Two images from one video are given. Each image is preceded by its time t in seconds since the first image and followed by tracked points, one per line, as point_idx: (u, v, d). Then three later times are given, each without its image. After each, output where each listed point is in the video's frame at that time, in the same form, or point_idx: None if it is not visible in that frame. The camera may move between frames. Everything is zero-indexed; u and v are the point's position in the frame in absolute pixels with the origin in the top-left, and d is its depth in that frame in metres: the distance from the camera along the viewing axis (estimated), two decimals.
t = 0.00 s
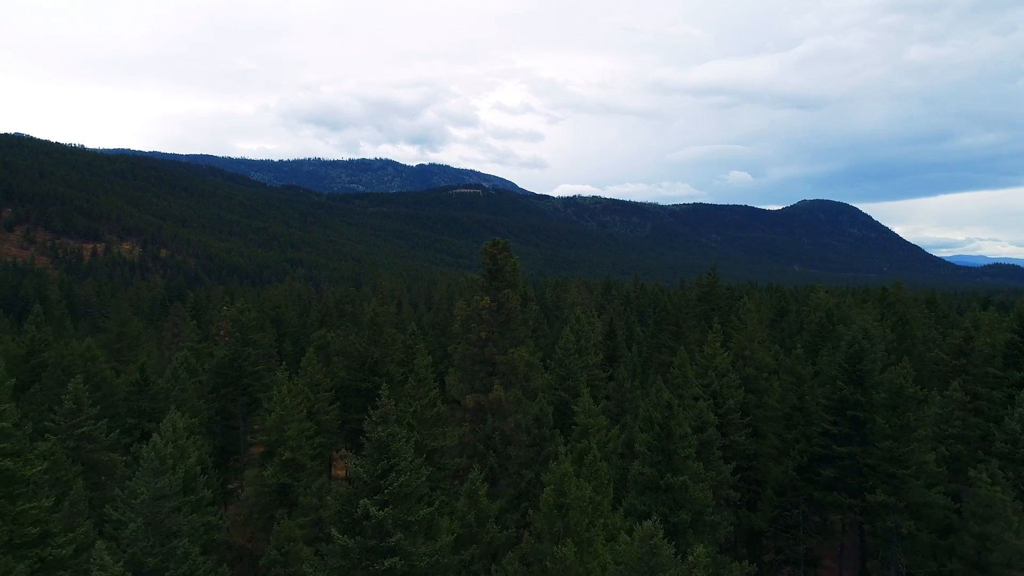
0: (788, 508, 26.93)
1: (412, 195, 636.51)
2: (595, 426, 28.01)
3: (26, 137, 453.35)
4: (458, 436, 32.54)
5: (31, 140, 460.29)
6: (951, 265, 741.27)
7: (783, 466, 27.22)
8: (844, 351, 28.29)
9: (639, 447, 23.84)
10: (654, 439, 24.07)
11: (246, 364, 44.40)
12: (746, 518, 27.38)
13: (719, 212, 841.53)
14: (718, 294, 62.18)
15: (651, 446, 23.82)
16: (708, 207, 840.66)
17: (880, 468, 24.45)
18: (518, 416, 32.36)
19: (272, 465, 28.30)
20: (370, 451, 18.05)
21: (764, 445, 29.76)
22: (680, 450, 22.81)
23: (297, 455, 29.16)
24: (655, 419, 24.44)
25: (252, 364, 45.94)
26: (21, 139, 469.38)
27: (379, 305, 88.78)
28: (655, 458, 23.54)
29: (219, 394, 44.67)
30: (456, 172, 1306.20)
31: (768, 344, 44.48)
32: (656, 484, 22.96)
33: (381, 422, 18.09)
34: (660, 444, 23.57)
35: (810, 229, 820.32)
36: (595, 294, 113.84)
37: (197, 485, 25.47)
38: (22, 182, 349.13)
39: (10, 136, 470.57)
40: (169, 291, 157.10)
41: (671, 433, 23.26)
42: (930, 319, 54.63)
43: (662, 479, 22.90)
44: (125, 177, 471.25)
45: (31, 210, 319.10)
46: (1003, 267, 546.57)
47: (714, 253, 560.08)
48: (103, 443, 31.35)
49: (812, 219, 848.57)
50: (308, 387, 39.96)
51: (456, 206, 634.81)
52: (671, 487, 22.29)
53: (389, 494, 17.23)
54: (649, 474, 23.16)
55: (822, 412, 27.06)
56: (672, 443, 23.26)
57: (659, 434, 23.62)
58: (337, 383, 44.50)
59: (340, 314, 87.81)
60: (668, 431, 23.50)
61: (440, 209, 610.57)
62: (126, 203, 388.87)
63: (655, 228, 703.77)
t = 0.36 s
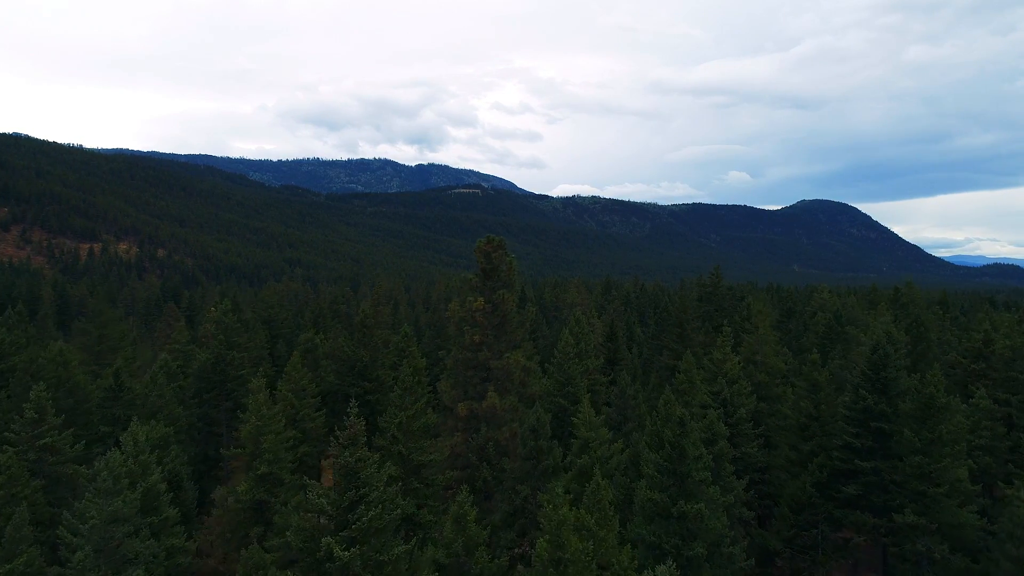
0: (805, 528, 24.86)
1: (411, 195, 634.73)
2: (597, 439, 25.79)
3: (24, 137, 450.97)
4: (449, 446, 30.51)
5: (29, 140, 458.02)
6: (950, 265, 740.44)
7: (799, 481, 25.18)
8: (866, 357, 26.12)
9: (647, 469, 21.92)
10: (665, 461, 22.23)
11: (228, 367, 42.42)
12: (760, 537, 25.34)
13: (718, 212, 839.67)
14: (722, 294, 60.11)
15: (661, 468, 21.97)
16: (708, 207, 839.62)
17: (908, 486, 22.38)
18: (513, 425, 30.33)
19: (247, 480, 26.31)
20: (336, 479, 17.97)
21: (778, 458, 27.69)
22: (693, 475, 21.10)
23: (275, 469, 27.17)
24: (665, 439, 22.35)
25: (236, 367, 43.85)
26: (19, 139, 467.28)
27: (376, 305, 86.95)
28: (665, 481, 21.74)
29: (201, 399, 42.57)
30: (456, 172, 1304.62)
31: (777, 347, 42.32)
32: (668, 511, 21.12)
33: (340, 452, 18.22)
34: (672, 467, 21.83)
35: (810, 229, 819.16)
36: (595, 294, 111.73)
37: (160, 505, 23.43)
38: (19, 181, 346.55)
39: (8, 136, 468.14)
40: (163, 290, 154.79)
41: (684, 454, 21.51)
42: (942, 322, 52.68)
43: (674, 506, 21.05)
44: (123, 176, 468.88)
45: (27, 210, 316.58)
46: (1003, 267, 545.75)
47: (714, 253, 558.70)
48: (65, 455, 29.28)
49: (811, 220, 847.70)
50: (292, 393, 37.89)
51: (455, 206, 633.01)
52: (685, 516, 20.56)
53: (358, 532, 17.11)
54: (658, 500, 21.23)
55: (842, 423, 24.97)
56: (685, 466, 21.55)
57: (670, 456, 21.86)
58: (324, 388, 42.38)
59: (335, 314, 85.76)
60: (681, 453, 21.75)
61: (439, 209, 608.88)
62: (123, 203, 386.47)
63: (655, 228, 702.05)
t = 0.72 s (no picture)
0: (829, 555, 22.58)
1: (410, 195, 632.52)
2: (599, 457, 23.30)
3: (20, 137, 448.07)
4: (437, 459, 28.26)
5: (25, 139, 455.10)
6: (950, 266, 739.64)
7: (821, 502, 22.92)
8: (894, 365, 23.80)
9: (660, 500, 19.52)
10: (679, 490, 19.92)
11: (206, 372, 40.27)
12: (778, 562, 23.03)
13: (717, 212, 837.68)
14: (726, 296, 57.70)
15: (676, 499, 19.64)
16: (707, 207, 838.36)
17: (948, 511, 20.09)
18: (508, 438, 28.17)
19: (215, 500, 24.12)
20: (287, 522, 18.35)
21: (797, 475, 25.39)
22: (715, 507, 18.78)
23: (244, 487, 24.93)
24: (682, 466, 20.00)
25: (218, 371, 41.70)
26: (15, 139, 464.50)
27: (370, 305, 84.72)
28: (680, 515, 19.44)
29: (178, 406, 40.22)
30: (455, 173, 1302.81)
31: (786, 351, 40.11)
32: (684, 552, 18.77)
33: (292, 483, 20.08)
34: (689, 498, 19.53)
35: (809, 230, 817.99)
36: (594, 295, 109.29)
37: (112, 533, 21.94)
38: (15, 181, 343.73)
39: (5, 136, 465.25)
40: (155, 290, 151.93)
41: (703, 484, 19.28)
42: (956, 324, 50.63)
43: (692, 544, 18.74)
44: (120, 176, 466.01)
45: (22, 210, 313.26)
46: (1002, 267, 545.11)
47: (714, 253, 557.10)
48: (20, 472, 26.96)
49: (810, 220, 846.65)
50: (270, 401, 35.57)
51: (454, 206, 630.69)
52: (706, 558, 18.19)
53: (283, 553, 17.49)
54: (674, 538, 18.88)
55: (869, 438, 22.68)
56: (703, 498, 19.30)
57: (687, 485, 19.61)
58: (309, 395, 40.02)
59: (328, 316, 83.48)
60: (698, 482, 19.48)
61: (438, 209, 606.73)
62: (120, 203, 383.70)
63: (654, 228, 700.17)
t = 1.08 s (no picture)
0: None
1: (408, 195, 630.17)
2: (602, 480, 20.97)
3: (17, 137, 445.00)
4: (424, 475, 26.10)
5: (22, 139, 451.79)
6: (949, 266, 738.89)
7: (847, 527, 20.81)
8: (928, 374, 21.51)
9: (679, 543, 17.22)
10: (703, 535, 18.24)
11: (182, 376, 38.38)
12: None
13: (717, 212, 835.65)
14: (732, 297, 55.45)
15: (698, 546, 17.48)
16: (706, 207, 836.92)
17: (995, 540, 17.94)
18: (502, 451, 26.14)
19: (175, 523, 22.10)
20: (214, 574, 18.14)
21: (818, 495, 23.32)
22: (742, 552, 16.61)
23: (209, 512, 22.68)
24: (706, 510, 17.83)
25: (196, 376, 39.68)
26: (12, 139, 461.58)
27: (364, 306, 82.67)
28: (705, 564, 17.25)
29: (153, 414, 38.14)
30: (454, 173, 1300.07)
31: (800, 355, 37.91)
32: None
33: (208, 553, 18.49)
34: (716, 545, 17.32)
35: (808, 230, 816.85)
36: (594, 296, 107.05)
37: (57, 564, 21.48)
38: (11, 181, 340.90)
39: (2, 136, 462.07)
40: (148, 291, 149.60)
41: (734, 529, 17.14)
42: (971, 326, 48.56)
43: None
44: (118, 176, 462.92)
45: (18, 210, 310.27)
46: (1002, 267, 544.17)
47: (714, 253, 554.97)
48: None
49: (809, 220, 845.46)
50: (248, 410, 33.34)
51: (453, 206, 628.28)
52: None
53: None
54: None
55: (901, 456, 20.44)
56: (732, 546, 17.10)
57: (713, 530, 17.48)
58: (291, 402, 37.79)
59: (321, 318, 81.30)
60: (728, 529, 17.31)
61: (437, 209, 604.34)
62: (117, 203, 380.87)
63: (654, 228, 698.14)
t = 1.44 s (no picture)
0: None
1: (407, 195, 628.16)
2: (611, 506, 18.70)
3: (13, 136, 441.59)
4: (410, 493, 23.91)
5: (17, 138, 448.29)
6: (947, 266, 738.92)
7: (880, 559, 18.77)
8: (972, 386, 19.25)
9: None
10: None
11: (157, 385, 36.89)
12: None
13: (715, 212, 834.54)
14: (735, 298, 53.42)
15: None
16: (705, 207, 835.85)
17: None
18: (495, 467, 24.10)
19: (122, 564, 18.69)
20: None
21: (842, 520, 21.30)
22: None
23: (167, 536, 22.45)
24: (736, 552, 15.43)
25: (173, 382, 38.07)
26: (8, 138, 458.22)
27: (357, 306, 80.58)
28: None
29: (126, 422, 36.27)
30: (452, 173, 1298.13)
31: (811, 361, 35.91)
32: None
33: None
34: None
35: (807, 229, 816.15)
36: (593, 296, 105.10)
37: None
38: (7, 180, 337.84)
39: None
40: (140, 290, 147.32)
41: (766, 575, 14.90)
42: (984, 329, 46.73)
43: None
44: (114, 176, 459.83)
45: (13, 209, 307.15)
46: (1000, 267, 544.01)
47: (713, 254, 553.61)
48: None
49: (808, 220, 844.80)
50: (225, 420, 31.17)
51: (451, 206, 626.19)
52: None
53: None
54: None
55: (943, 480, 18.29)
56: None
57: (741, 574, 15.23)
58: (273, 410, 35.63)
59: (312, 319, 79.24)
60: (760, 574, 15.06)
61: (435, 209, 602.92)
62: (114, 203, 377.99)
63: (652, 228, 696.74)
